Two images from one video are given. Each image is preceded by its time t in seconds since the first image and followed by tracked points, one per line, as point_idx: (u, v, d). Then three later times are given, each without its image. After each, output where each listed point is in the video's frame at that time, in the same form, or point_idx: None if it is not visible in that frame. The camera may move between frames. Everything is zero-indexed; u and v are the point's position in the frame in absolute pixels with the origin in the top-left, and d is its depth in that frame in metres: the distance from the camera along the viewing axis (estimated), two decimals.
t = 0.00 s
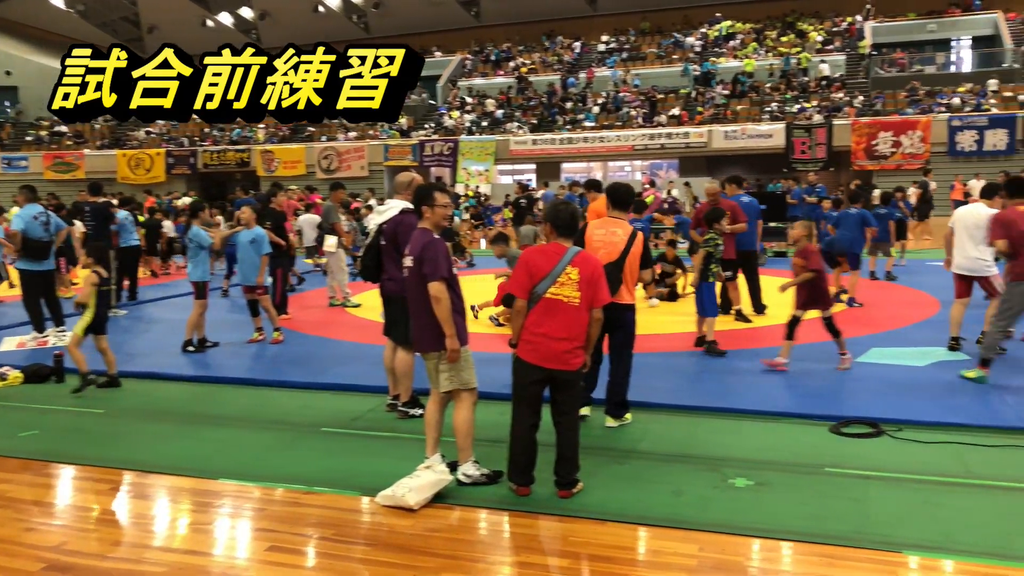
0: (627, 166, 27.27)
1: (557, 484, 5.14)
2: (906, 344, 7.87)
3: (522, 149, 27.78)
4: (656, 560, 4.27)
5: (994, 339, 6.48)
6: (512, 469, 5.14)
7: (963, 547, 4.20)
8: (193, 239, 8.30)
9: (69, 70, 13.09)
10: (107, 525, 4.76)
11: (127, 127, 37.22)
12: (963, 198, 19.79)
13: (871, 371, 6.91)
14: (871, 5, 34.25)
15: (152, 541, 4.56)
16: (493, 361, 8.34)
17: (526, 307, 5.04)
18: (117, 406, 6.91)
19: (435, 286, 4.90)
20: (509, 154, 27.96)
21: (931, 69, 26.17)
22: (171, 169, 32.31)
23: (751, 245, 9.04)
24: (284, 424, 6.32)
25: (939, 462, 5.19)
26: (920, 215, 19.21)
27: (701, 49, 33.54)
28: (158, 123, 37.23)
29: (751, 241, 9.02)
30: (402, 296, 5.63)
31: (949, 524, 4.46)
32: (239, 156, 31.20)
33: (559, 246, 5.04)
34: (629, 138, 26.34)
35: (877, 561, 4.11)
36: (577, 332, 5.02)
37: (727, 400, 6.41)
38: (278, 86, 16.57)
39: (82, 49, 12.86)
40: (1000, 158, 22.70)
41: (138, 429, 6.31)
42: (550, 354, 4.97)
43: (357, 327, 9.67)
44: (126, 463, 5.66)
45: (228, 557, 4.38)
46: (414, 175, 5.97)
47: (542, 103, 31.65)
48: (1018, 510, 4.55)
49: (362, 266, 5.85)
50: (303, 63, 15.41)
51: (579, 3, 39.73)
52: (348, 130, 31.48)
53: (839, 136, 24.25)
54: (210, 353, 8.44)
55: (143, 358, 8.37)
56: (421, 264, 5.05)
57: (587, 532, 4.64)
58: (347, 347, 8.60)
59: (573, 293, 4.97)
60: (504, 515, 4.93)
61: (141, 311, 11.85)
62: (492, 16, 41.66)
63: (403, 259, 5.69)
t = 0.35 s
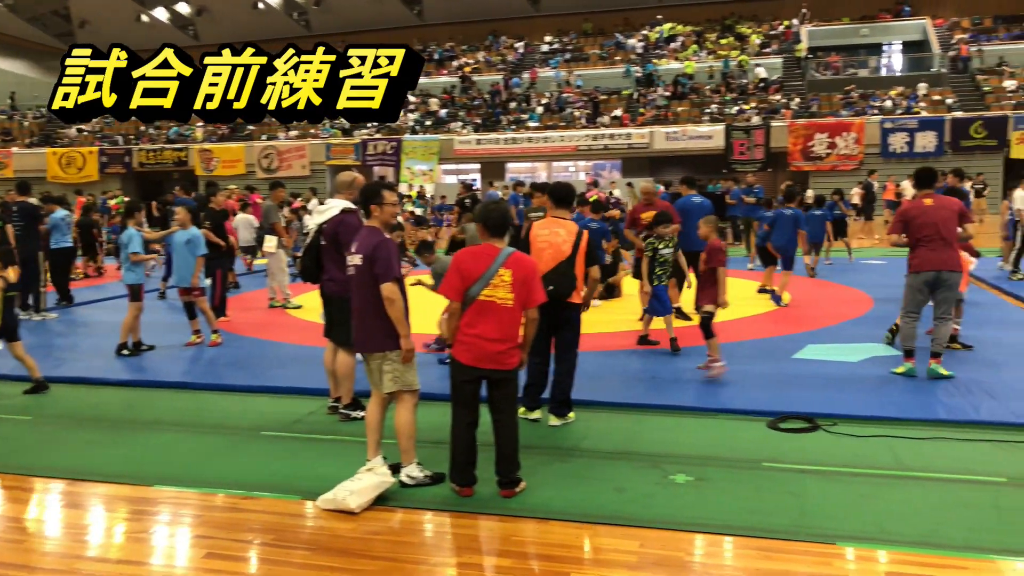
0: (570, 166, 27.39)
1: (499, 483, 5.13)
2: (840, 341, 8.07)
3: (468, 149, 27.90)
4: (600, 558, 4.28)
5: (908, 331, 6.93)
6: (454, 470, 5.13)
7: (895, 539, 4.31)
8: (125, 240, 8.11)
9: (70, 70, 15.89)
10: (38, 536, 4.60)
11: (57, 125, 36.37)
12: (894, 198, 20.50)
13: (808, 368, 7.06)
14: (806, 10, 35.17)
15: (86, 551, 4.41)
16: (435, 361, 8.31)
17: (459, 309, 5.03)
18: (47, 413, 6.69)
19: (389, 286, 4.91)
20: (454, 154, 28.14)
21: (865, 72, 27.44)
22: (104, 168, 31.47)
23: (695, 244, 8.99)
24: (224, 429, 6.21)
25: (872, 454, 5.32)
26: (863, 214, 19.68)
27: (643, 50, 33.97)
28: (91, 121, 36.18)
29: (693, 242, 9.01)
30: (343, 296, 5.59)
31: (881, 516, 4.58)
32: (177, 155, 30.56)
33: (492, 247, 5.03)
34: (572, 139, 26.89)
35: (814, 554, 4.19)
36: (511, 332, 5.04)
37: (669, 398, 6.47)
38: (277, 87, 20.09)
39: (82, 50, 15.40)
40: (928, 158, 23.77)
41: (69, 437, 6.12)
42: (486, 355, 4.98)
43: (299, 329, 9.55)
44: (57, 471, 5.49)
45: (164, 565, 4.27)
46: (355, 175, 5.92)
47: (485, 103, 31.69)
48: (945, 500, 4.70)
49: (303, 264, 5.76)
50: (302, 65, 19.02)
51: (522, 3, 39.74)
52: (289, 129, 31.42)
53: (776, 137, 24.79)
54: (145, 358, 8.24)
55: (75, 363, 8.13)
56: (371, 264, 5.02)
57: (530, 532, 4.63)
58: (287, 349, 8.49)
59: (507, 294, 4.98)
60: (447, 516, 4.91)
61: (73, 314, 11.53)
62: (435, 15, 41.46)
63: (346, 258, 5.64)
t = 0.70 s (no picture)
0: (531, 170, 27.88)
1: (457, 487, 5.12)
2: (795, 342, 8.21)
3: (427, 152, 27.64)
4: (558, 560, 4.28)
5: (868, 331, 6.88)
6: (410, 474, 5.11)
7: (849, 536, 4.38)
8: (76, 242, 7.96)
9: (70, 70, 15.56)
10: None
11: (5, 127, 35.51)
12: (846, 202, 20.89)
13: (764, 369, 7.15)
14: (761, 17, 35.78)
15: (36, 562, 4.31)
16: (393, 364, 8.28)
17: (406, 312, 5.05)
18: None
19: (346, 292, 4.90)
20: (414, 157, 27.78)
21: (819, 78, 27.63)
22: (55, 170, 30.85)
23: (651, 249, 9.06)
24: (178, 435, 6.12)
25: (825, 452, 5.40)
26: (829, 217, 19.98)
27: (602, 55, 34.35)
28: (40, 123, 35.37)
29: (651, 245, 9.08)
30: (301, 300, 5.55)
31: (836, 514, 4.64)
32: (130, 157, 30.08)
33: (434, 248, 5.05)
34: (532, 142, 26.75)
35: (770, 553, 4.24)
36: (459, 334, 5.04)
37: (626, 400, 6.51)
38: (278, 86, 19.89)
39: (83, 50, 15.12)
40: (880, 163, 24.18)
41: (17, 446, 5.97)
42: (435, 358, 4.99)
43: (256, 333, 9.46)
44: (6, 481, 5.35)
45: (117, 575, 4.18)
46: (313, 177, 5.88)
47: (445, 107, 31.69)
48: (896, 497, 4.79)
49: (257, 268, 5.71)
50: (303, 64, 18.96)
51: (482, 6, 39.72)
52: (246, 131, 31.30)
53: (733, 142, 25.17)
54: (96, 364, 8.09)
55: (24, 369, 7.94)
56: (331, 267, 5.00)
57: (488, 535, 4.61)
58: (244, 354, 8.41)
59: (450, 294, 4.99)
60: (406, 520, 4.88)
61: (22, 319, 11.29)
62: (395, 18, 41.29)
63: (302, 261, 5.60)
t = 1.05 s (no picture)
0: (492, 172, 27.71)
1: (415, 492, 5.08)
2: (751, 343, 8.32)
3: (387, 153, 27.56)
4: (518, 564, 4.26)
5: (830, 320, 7.35)
6: (366, 480, 5.07)
7: (805, 535, 4.44)
8: (27, 244, 7.83)
9: (70, 71, 16.68)
10: None
11: None
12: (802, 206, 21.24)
13: (721, 370, 7.23)
14: (718, 22, 36.29)
15: None
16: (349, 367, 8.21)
17: (359, 317, 5.02)
18: None
19: (299, 295, 4.86)
20: (373, 159, 27.60)
21: (774, 83, 28.22)
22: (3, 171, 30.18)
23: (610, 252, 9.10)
24: (129, 442, 6.01)
25: (781, 453, 5.46)
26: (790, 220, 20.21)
27: (562, 59, 34.57)
28: None
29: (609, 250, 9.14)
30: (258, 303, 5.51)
31: (792, 514, 4.70)
32: (82, 158, 29.53)
33: (385, 250, 5.03)
34: (493, 145, 26.79)
35: (729, 553, 4.27)
36: (415, 336, 5.00)
37: (583, 402, 6.53)
38: (277, 87, 20.18)
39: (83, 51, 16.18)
40: (834, 168, 24.51)
41: None
42: (390, 361, 4.96)
43: (212, 337, 9.35)
44: None
45: None
46: (267, 178, 5.83)
47: (405, 109, 31.57)
48: (849, 496, 4.87)
49: (211, 272, 5.65)
50: (301, 64, 18.99)
51: (441, 7, 39.53)
52: (202, 133, 30.81)
53: (691, 145, 25.46)
54: (44, 370, 7.89)
55: None
56: (283, 271, 4.96)
57: (446, 541, 4.59)
58: (198, 358, 8.29)
59: (403, 294, 4.96)
60: (363, 525, 4.84)
61: None
62: (354, 19, 40.84)
63: (257, 264, 5.56)
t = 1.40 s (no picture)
0: (454, 175, 27.64)
1: (375, 498, 5.04)
2: (711, 344, 8.39)
3: (347, 156, 27.43)
4: (479, 567, 4.25)
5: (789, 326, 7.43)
6: (325, 485, 5.02)
7: (764, 533, 4.49)
8: None
9: (70, 71, 16.31)
10: None
11: None
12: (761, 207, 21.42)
13: (682, 371, 7.29)
14: (678, 26, 36.68)
15: None
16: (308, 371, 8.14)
17: (334, 318, 4.93)
18: None
19: (251, 300, 4.79)
20: (333, 162, 27.49)
21: (732, 87, 28.57)
22: None
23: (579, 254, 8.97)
24: (83, 451, 5.89)
25: (738, 452, 5.51)
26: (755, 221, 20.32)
27: (523, 62, 34.72)
28: None
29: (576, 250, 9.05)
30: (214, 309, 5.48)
31: (751, 512, 4.75)
32: (36, 161, 29.08)
33: (367, 254, 4.96)
34: (455, 148, 26.97)
35: (691, 552, 4.30)
36: (386, 342, 4.92)
37: (544, 404, 6.53)
38: (277, 86, 19.64)
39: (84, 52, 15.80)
40: (791, 170, 25.01)
41: None
42: (361, 366, 4.88)
43: (170, 343, 9.22)
44: None
45: None
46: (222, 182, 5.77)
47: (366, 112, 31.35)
48: (807, 494, 4.93)
49: (166, 276, 5.60)
50: (302, 64, 18.66)
51: (402, 9, 39.25)
52: (159, 136, 30.29)
53: (651, 148, 25.73)
54: None
55: None
56: (236, 276, 4.90)
57: (407, 545, 4.56)
58: (156, 364, 8.18)
59: (381, 300, 4.88)
60: (322, 531, 4.78)
61: None
62: (314, 21, 40.24)
63: (213, 269, 5.51)
